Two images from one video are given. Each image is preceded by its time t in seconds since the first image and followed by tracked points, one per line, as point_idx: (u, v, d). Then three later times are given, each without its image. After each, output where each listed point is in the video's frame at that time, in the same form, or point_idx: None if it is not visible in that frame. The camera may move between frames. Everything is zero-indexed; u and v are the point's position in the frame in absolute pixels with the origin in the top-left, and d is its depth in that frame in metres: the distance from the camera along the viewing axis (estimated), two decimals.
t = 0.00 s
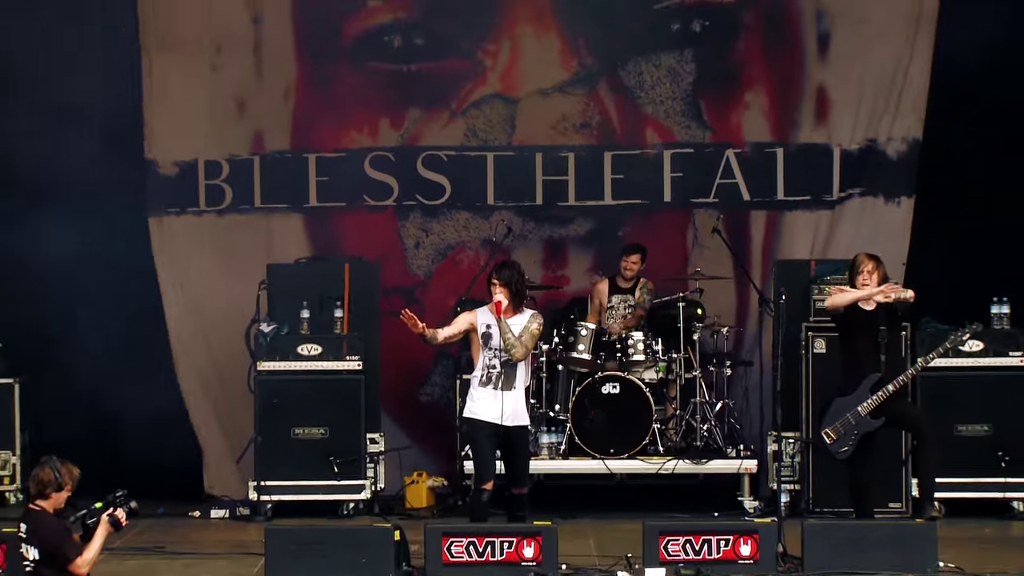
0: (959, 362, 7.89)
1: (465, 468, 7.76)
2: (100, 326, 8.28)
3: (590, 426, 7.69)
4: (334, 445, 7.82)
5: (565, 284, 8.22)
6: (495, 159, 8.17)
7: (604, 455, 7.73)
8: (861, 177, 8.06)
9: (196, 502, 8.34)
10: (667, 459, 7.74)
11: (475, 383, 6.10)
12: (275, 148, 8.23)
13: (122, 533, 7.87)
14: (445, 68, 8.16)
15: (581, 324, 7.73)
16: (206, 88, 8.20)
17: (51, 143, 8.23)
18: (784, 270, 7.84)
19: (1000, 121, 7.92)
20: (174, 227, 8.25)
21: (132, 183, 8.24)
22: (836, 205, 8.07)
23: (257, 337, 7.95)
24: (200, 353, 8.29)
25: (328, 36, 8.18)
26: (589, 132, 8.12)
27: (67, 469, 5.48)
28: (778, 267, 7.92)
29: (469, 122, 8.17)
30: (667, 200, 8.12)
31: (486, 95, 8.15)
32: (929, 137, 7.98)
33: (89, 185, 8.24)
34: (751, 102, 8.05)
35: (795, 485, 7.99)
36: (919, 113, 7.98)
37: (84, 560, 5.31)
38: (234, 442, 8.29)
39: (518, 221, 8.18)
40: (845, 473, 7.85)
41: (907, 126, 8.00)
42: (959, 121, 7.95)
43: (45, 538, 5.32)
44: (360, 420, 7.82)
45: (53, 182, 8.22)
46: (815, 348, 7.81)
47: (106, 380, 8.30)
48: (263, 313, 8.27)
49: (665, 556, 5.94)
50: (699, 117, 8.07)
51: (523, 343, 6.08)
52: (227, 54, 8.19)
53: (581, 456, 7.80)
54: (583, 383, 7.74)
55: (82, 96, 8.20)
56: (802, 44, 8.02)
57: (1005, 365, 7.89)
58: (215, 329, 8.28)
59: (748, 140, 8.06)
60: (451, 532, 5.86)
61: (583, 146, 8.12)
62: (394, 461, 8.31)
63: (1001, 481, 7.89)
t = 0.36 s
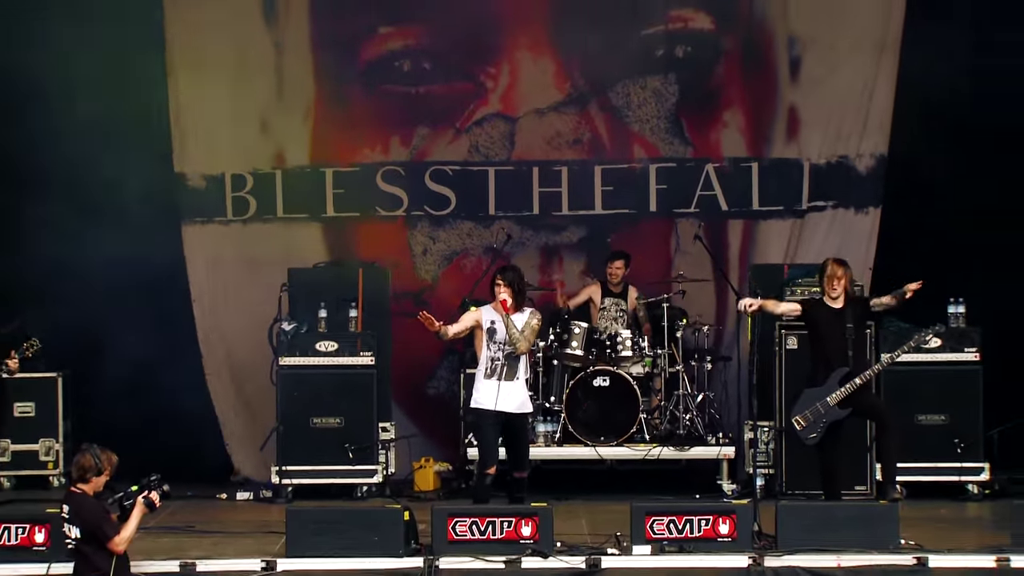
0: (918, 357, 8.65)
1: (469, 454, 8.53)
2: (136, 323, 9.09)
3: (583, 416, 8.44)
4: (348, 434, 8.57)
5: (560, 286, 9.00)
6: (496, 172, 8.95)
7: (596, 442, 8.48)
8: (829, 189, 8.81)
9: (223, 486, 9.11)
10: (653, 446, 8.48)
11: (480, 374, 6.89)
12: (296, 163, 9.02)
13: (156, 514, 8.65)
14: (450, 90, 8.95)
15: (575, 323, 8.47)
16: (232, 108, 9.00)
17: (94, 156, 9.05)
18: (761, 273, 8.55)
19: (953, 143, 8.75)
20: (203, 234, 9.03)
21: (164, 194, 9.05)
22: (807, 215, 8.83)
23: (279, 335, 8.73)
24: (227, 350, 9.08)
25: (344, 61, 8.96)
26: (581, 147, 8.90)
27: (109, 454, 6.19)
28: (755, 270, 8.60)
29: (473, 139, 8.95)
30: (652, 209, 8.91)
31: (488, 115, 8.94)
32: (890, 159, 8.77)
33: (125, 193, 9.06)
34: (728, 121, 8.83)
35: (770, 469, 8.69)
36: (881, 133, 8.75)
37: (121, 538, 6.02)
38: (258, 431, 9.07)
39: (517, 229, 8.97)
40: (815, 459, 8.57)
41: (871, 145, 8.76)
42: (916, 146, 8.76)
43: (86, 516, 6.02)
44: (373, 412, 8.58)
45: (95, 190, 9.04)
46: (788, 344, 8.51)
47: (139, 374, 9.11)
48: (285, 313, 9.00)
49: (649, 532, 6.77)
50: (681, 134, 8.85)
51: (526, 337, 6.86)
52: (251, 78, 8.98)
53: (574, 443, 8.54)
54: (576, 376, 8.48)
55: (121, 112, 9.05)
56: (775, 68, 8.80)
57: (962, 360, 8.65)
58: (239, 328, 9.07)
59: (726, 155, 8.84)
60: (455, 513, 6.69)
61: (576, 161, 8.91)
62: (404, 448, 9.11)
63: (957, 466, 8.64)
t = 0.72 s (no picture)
0: (884, 350, 9.44)
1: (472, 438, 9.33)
2: (166, 320, 10.08)
3: (577, 403, 9.21)
4: (361, 418, 9.37)
5: (556, 285, 9.86)
6: (497, 181, 9.79)
7: (588, 427, 9.26)
8: (800, 196, 9.63)
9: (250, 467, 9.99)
10: (641, 431, 9.26)
11: (485, 364, 7.69)
12: (316, 173, 9.86)
13: (187, 492, 9.49)
14: (455, 106, 9.80)
15: (570, 318, 9.29)
16: (255, 123, 9.84)
17: (133, 171, 10.06)
18: (739, 272, 9.40)
19: (912, 156, 9.64)
20: (232, 237, 9.90)
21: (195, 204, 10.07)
22: (781, 219, 9.67)
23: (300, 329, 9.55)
24: (252, 344, 9.95)
25: (359, 80, 9.82)
26: (575, 158, 9.74)
27: (137, 438, 6.84)
28: (733, 271, 9.51)
29: (475, 150, 9.80)
30: (639, 215, 9.75)
31: (489, 129, 9.79)
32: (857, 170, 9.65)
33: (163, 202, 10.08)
34: (708, 134, 9.68)
35: (748, 452, 9.58)
36: (847, 146, 9.57)
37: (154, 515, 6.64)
38: (280, 416, 9.90)
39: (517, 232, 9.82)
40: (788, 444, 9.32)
41: (837, 157, 9.58)
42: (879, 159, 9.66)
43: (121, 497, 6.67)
44: (385, 400, 9.39)
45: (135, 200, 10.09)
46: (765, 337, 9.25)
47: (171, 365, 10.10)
48: (305, 310, 9.81)
49: (638, 510, 7.28)
50: (666, 146, 9.71)
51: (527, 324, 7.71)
52: (272, 94, 9.81)
53: (568, 428, 9.31)
54: (571, 367, 9.23)
55: (155, 130, 10.04)
56: (751, 86, 9.63)
57: (923, 352, 9.44)
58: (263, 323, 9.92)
59: (707, 165, 9.70)
60: (460, 492, 7.25)
61: (570, 171, 9.74)
62: (413, 433, 9.91)
63: (920, 449, 9.40)
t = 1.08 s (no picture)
0: (848, 345, 10.46)
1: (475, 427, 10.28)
2: (199, 319, 11.21)
3: (570, 394, 10.09)
4: (377, 407, 10.34)
5: (551, 286, 10.88)
6: (498, 193, 10.81)
7: (581, 416, 10.14)
8: (772, 205, 10.63)
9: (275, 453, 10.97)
10: (628, 419, 10.19)
11: (485, 360, 8.62)
12: (334, 186, 10.86)
13: (216, 476, 10.48)
14: (461, 125, 10.80)
15: (563, 318, 10.23)
16: (279, 140, 10.81)
17: (172, 184, 11.16)
18: (717, 276, 10.41)
19: (862, 172, 10.88)
20: (260, 243, 10.88)
21: (231, 216, 11.16)
22: (756, 227, 10.68)
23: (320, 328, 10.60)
24: (276, 340, 10.94)
25: (373, 102, 10.83)
26: (568, 173, 10.75)
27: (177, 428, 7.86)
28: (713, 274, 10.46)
29: (478, 165, 10.81)
30: (627, 224, 10.79)
31: (492, 145, 10.80)
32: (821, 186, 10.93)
33: (201, 213, 11.16)
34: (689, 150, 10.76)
35: (726, 438, 10.47)
36: (814, 158, 10.53)
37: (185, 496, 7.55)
38: (302, 407, 10.89)
39: (518, 239, 10.83)
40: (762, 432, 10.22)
41: (806, 169, 10.55)
42: (844, 177, 10.89)
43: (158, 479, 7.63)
44: (397, 390, 10.36)
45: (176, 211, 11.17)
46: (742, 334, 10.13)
47: (208, 360, 11.23)
48: (324, 310, 10.85)
49: (626, 492, 8.31)
50: (651, 161, 10.74)
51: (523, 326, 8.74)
52: (294, 115, 10.80)
53: (562, 416, 10.24)
54: (566, 360, 10.12)
55: (192, 147, 11.10)
56: (729, 107, 10.64)
57: (884, 348, 10.44)
58: (286, 322, 10.92)
59: (688, 179, 10.72)
60: (465, 474, 8.26)
61: (564, 182, 10.76)
62: (422, 421, 10.92)
63: (881, 435, 10.41)
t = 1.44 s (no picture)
0: (816, 340, 11.51)
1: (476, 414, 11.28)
2: (226, 317, 12.30)
3: (564, 384, 11.09)
4: (388, 397, 11.41)
5: (546, 287, 11.93)
6: (498, 202, 11.87)
7: (573, 404, 11.17)
8: (746, 214, 11.72)
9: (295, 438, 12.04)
10: (615, 407, 11.24)
11: (492, 357, 9.67)
12: (349, 196, 11.93)
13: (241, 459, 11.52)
14: (465, 140, 11.87)
15: (557, 315, 11.27)
16: (299, 154, 11.88)
17: (199, 193, 12.20)
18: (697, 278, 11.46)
19: (827, 183, 12.02)
20: (281, 248, 11.93)
21: (252, 223, 12.21)
22: (731, 233, 11.76)
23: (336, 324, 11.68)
24: (297, 335, 12.00)
25: (384, 118, 11.90)
26: (562, 183, 11.83)
27: (201, 417, 8.98)
28: (693, 276, 11.53)
29: (481, 176, 11.87)
30: (615, 230, 11.86)
31: (492, 159, 11.87)
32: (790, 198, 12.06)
33: (225, 220, 12.21)
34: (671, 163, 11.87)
35: (705, 425, 11.45)
36: (783, 171, 11.65)
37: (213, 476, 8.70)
38: (319, 396, 11.97)
39: (516, 244, 11.91)
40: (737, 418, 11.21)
41: (776, 180, 11.68)
42: (810, 190, 12.04)
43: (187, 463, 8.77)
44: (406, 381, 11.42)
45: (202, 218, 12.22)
46: (719, 331, 11.12)
47: (232, 354, 12.31)
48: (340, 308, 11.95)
49: (614, 473, 9.41)
50: (637, 173, 11.81)
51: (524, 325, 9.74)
52: (313, 130, 11.87)
53: (555, 405, 11.28)
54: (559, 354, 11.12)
55: (218, 159, 12.15)
56: (708, 124, 11.72)
57: (847, 343, 11.50)
58: (304, 319, 11.99)
59: (671, 189, 11.81)
60: (468, 457, 9.34)
61: (558, 193, 11.84)
62: (428, 409, 12.01)
63: (844, 422, 11.45)
